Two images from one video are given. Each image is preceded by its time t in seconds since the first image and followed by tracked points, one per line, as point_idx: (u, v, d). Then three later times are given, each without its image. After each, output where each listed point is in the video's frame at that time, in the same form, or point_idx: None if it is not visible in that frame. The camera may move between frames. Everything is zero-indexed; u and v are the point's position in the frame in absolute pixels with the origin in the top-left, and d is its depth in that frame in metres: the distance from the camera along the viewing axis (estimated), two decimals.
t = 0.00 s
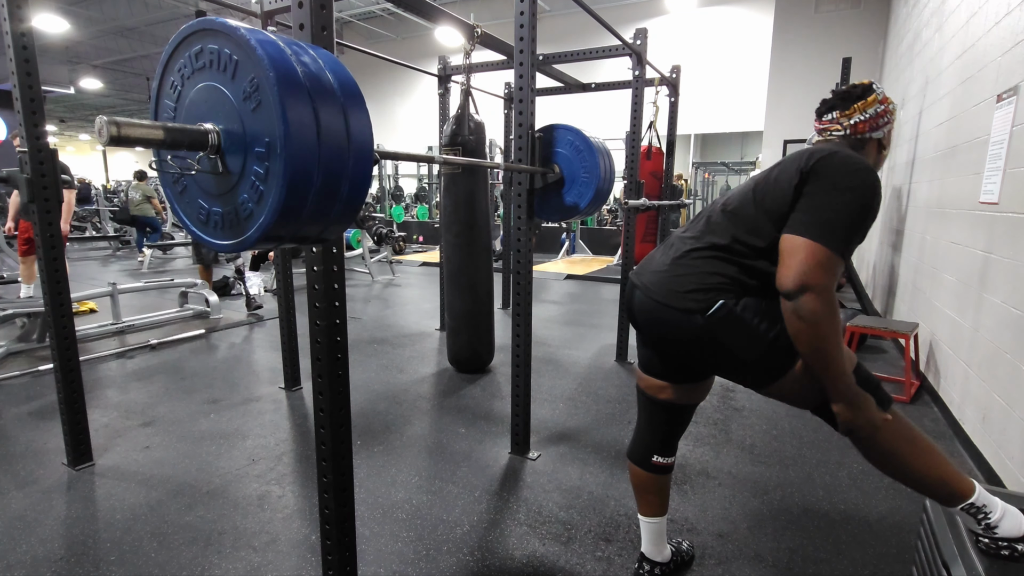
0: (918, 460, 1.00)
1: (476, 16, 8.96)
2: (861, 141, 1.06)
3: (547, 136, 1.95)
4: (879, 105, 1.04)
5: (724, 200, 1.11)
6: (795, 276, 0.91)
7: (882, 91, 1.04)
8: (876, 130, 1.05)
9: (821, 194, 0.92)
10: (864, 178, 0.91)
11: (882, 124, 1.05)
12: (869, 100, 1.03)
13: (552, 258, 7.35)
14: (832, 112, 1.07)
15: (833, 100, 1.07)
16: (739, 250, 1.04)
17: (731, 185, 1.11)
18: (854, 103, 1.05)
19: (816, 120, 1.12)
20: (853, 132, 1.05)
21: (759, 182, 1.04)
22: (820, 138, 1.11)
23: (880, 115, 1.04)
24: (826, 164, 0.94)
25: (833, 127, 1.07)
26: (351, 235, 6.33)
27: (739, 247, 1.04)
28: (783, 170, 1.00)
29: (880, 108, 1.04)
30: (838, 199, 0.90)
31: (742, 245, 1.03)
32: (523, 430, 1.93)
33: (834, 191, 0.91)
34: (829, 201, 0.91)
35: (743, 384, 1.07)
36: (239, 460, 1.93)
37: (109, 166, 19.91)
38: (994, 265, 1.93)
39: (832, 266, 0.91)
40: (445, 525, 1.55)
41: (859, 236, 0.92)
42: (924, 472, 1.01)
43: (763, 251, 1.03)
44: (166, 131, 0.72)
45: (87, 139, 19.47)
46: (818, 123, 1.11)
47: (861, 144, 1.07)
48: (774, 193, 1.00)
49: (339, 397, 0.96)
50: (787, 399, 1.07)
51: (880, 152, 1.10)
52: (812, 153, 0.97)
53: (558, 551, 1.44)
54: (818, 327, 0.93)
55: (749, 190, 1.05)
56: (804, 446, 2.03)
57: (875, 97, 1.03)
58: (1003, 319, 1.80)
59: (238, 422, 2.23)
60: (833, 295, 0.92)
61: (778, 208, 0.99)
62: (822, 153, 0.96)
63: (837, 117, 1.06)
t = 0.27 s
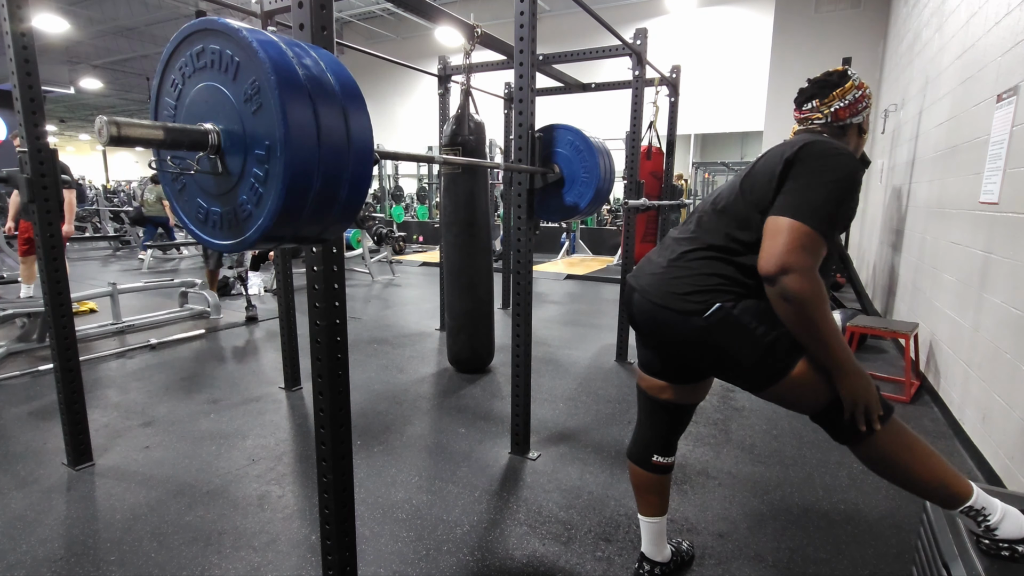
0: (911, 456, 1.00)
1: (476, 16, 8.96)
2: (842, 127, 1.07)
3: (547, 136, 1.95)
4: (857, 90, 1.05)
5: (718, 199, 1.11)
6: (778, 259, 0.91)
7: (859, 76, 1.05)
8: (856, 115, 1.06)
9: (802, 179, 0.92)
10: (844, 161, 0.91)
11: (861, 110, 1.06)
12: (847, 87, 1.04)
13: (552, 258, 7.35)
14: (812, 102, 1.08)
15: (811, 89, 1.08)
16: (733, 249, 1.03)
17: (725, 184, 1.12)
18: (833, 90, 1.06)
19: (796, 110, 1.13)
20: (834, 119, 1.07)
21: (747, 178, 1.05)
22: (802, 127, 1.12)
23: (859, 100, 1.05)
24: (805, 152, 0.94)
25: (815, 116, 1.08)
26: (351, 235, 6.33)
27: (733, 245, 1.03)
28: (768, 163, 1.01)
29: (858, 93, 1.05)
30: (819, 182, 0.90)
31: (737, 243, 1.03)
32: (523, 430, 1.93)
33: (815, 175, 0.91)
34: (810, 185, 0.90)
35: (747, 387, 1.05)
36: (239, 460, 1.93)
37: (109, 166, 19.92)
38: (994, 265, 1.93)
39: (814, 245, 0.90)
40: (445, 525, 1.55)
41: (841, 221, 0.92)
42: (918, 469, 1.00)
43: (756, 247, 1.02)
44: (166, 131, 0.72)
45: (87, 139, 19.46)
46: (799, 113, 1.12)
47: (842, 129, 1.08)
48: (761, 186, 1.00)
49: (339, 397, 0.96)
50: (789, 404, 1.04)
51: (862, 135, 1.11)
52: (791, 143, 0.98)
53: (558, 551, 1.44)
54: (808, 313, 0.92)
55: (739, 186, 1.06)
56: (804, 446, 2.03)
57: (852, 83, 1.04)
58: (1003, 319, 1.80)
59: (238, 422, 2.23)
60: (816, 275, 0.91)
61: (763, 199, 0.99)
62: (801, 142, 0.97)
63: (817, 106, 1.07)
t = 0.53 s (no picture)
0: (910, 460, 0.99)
1: (476, 16, 8.96)
2: (827, 123, 1.08)
3: (547, 136, 1.95)
4: (844, 85, 1.05)
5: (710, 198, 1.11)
6: (796, 257, 0.90)
7: (847, 72, 1.05)
8: (843, 111, 1.06)
9: (796, 175, 0.92)
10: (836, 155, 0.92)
11: (848, 105, 1.06)
12: (834, 82, 1.04)
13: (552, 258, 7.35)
14: (799, 98, 1.08)
15: (799, 86, 1.08)
16: (727, 249, 1.03)
17: (716, 183, 1.12)
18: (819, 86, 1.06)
19: (785, 107, 1.13)
20: (821, 115, 1.07)
21: (738, 176, 1.05)
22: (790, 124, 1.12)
23: (845, 95, 1.05)
24: (797, 148, 0.95)
25: (803, 112, 1.08)
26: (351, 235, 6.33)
27: (726, 246, 1.03)
28: (759, 161, 1.01)
29: (844, 89, 1.04)
30: (813, 177, 0.91)
31: (731, 244, 1.03)
32: (523, 430, 1.93)
33: (808, 171, 0.91)
34: (806, 181, 0.91)
35: (743, 390, 1.05)
36: (239, 460, 1.93)
37: (109, 166, 19.92)
38: (994, 266, 1.93)
39: (824, 240, 0.90)
40: (445, 525, 1.55)
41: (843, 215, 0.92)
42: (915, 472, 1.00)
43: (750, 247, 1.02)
44: (167, 131, 0.72)
45: (87, 139, 19.46)
46: (787, 110, 1.12)
47: (830, 125, 1.08)
48: (753, 184, 1.01)
49: (339, 397, 0.96)
50: (785, 406, 1.03)
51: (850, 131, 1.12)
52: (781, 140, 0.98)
53: (558, 551, 1.44)
54: (821, 308, 0.92)
55: (729, 185, 1.06)
56: (804, 446, 2.03)
57: (838, 79, 1.04)
58: (1004, 319, 1.80)
59: (238, 422, 2.23)
60: (831, 271, 0.91)
61: (757, 197, 1.00)
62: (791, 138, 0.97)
63: (804, 102, 1.07)
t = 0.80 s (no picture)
0: (915, 468, 0.99)
1: (476, 16, 8.96)
2: (812, 116, 1.11)
3: (547, 136, 1.95)
4: (836, 81, 1.07)
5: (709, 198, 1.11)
6: (838, 257, 0.89)
7: (846, 70, 1.07)
8: (831, 105, 1.08)
9: (804, 173, 0.93)
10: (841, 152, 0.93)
11: (837, 99, 1.07)
12: (825, 76, 1.08)
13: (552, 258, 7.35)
14: (798, 93, 1.14)
15: (803, 83, 1.14)
16: (727, 247, 1.03)
17: (715, 182, 1.12)
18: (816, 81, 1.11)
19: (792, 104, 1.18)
20: (809, 107, 1.10)
21: (737, 176, 1.06)
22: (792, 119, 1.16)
23: (835, 90, 1.06)
24: (796, 147, 0.96)
25: (797, 105, 1.13)
26: (351, 235, 6.33)
27: (726, 245, 1.04)
28: (759, 161, 1.02)
29: (833, 83, 1.07)
30: (818, 173, 0.92)
31: (730, 244, 1.03)
32: (523, 430, 1.93)
33: (816, 169, 0.92)
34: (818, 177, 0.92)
35: (744, 390, 1.04)
36: (239, 460, 1.93)
37: (109, 166, 19.92)
38: (994, 266, 1.93)
39: (852, 232, 0.90)
40: (445, 525, 1.55)
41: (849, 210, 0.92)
42: (921, 480, 0.99)
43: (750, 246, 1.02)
44: (167, 131, 0.72)
45: (86, 139, 19.46)
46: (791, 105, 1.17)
47: (819, 119, 1.10)
48: (753, 182, 1.02)
49: (339, 397, 0.96)
50: (788, 407, 1.02)
51: (847, 131, 1.11)
52: (782, 139, 1.00)
53: (558, 551, 1.44)
54: (841, 300, 0.94)
55: (728, 185, 1.06)
56: (804, 446, 2.03)
57: (830, 73, 1.07)
58: (1004, 319, 1.80)
59: (238, 422, 2.23)
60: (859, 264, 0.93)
61: (756, 195, 1.01)
62: (793, 137, 0.98)
63: (799, 95, 1.13)
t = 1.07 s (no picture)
0: (916, 469, 0.99)
1: (476, 16, 8.96)
2: (813, 113, 1.12)
3: (547, 136, 1.95)
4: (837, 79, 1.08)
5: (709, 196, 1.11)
6: (829, 251, 0.89)
7: (849, 69, 1.08)
8: (830, 102, 1.08)
9: (802, 168, 0.93)
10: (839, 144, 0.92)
11: (837, 96, 1.07)
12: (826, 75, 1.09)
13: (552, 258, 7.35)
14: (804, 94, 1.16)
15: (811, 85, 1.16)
16: (726, 247, 1.03)
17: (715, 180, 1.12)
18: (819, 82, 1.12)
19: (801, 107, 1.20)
20: (811, 105, 1.12)
21: (737, 173, 1.05)
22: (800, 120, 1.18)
23: (835, 87, 1.07)
24: (795, 140, 0.96)
25: (802, 105, 1.15)
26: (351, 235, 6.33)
27: (725, 244, 1.03)
28: (756, 159, 1.02)
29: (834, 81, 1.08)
30: (816, 166, 0.91)
31: (730, 243, 1.03)
32: (523, 430, 1.93)
33: (814, 162, 0.92)
34: (816, 171, 0.91)
35: (744, 390, 1.04)
36: (239, 460, 1.93)
37: (109, 166, 19.93)
38: (994, 266, 1.93)
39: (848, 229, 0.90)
40: (445, 525, 1.55)
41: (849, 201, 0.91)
42: (923, 482, 0.99)
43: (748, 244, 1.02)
44: (167, 132, 0.72)
45: (86, 139, 19.46)
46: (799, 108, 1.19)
47: (821, 117, 1.11)
48: (752, 178, 1.01)
49: (339, 397, 0.96)
50: (789, 407, 1.03)
51: (849, 130, 1.09)
52: (779, 134, 0.99)
53: (558, 551, 1.44)
54: (840, 296, 0.93)
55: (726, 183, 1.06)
56: (804, 446, 2.03)
57: (832, 73, 1.09)
58: (1004, 319, 1.80)
59: (238, 422, 2.23)
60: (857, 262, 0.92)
61: (756, 191, 1.01)
62: (789, 131, 0.98)
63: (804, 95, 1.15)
